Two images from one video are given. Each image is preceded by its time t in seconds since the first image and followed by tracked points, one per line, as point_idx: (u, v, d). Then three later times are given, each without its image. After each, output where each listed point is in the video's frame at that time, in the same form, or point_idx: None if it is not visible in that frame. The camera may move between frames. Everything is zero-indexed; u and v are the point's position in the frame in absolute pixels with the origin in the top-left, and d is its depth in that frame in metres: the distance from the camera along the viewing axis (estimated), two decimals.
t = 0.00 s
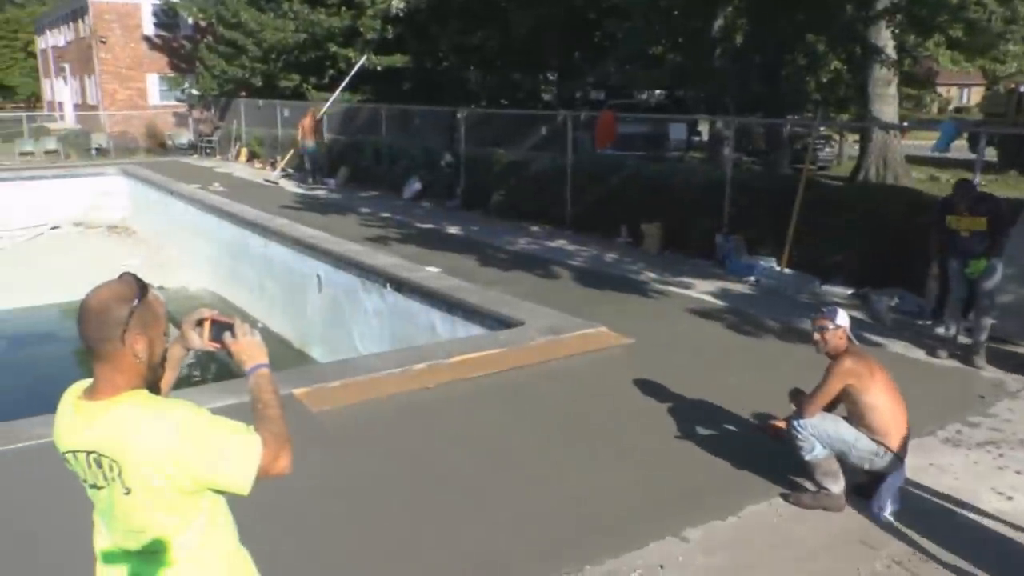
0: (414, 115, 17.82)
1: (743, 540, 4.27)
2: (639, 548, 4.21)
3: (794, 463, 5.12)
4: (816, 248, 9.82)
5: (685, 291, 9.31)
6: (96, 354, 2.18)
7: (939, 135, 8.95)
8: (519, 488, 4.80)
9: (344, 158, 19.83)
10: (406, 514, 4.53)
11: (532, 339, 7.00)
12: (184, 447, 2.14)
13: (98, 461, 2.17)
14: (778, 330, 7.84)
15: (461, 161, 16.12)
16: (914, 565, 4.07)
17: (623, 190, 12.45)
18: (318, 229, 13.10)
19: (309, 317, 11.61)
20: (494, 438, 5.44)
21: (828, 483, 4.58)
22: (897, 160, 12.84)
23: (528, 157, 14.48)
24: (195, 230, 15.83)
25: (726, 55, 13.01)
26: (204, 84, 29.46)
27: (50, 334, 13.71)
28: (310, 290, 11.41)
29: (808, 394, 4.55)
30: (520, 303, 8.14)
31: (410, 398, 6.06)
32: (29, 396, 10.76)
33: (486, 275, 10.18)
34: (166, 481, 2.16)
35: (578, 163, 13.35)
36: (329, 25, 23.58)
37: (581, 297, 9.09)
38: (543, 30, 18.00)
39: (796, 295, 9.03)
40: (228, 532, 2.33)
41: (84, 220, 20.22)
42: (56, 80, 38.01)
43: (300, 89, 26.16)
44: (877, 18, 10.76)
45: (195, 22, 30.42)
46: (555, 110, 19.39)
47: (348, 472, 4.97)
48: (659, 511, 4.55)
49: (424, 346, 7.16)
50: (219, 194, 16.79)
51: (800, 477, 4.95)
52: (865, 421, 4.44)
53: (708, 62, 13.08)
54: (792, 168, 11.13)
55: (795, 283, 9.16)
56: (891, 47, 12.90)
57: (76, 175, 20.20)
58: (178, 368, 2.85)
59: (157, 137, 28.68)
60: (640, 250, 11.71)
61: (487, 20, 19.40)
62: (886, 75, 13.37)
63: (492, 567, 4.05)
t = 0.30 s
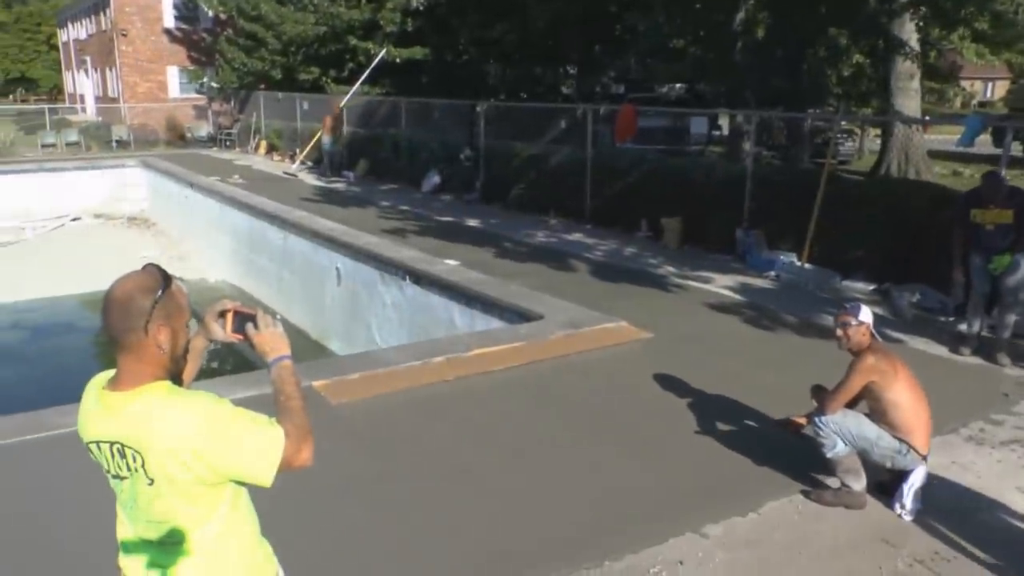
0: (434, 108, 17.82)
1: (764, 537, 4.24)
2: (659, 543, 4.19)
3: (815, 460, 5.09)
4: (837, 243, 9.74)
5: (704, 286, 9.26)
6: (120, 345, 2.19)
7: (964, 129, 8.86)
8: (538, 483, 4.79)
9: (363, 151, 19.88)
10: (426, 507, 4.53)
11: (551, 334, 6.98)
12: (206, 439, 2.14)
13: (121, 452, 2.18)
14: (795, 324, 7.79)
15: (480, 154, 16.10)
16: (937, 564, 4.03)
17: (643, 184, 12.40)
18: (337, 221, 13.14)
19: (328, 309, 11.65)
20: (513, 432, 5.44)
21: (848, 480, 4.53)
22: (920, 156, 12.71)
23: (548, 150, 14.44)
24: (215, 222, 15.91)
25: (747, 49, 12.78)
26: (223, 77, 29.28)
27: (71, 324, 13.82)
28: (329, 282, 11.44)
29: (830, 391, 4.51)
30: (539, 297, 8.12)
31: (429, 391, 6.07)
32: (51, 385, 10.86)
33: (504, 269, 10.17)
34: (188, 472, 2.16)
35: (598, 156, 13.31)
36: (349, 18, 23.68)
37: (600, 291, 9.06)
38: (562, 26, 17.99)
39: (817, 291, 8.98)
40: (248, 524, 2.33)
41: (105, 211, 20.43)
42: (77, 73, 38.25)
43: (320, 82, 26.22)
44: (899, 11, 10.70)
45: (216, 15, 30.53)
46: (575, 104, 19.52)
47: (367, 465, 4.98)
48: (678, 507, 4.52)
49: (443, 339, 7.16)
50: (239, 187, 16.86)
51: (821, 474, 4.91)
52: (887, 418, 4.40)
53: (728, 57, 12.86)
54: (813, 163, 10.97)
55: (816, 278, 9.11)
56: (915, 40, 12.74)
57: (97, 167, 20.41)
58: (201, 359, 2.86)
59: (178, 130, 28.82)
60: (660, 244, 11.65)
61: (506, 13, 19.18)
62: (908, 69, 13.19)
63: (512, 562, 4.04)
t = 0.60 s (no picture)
0: (438, 102, 17.80)
1: (765, 535, 4.24)
2: (659, 540, 4.18)
3: (817, 457, 5.08)
4: (841, 240, 9.72)
5: (707, 282, 9.23)
6: (120, 336, 2.18)
7: (970, 127, 8.82)
8: (540, 478, 4.79)
9: (367, 144, 19.89)
10: (427, 501, 4.52)
11: (553, 329, 6.99)
12: (205, 432, 2.13)
13: (121, 444, 2.18)
14: (799, 321, 7.77)
15: (485, 149, 16.09)
16: (938, 564, 4.02)
17: (646, 180, 12.37)
18: (340, 215, 13.13)
19: (331, 303, 11.64)
20: (515, 427, 5.43)
21: (850, 479, 4.52)
22: (924, 154, 12.70)
23: (552, 145, 14.42)
24: (218, 214, 15.91)
25: (753, 46, 12.76)
26: (229, 69, 29.08)
27: (73, 315, 13.83)
28: (332, 275, 11.44)
29: (832, 388, 4.50)
30: (541, 292, 8.11)
31: (431, 385, 6.06)
32: (54, 376, 10.88)
33: (507, 263, 10.16)
34: (187, 464, 2.15)
35: (602, 151, 13.29)
36: (354, 11, 23.73)
37: (603, 286, 9.05)
38: (567, 21, 18.00)
39: (819, 288, 8.94)
40: (248, 518, 2.33)
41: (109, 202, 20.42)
42: (81, 64, 38.19)
43: (324, 75, 26.22)
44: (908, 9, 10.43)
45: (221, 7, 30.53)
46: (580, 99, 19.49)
47: (368, 459, 4.97)
48: (680, 505, 4.51)
49: (445, 334, 7.15)
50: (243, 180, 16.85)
51: (823, 472, 4.90)
52: (890, 416, 4.38)
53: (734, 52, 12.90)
54: (818, 160, 10.89)
55: (820, 276, 9.09)
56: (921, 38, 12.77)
57: (100, 158, 20.40)
58: (202, 352, 2.86)
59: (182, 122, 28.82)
60: (663, 240, 11.63)
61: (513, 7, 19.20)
62: (915, 66, 13.30)
63: (513, 556, 4.04)
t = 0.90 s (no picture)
0: (437, 97, 17.78)
1: (761, 532, 4.24)
2: (655, 536, 4.19)
3: (813, 455, 5.08)
4: (839, 237, 9.73)
5: (704, 279, 9.22)
6: (115, 330, 2.17)
7: (969, 126, 8.81)
8: (536, 474, 4.79)
9: (365, 139, 19.85)
10: (423, 496, 4.53)
11: (550, 326, 6.98)
12: (199, 427, 2.12)
13: (115, 439, 2.17)
14: (796, 318, 7.78)
15: (483, 144, 16.07)
16: (933, 562, 4.02)
17: (644, 176, 12.36)
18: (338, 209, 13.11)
19: (328, 298, 11.63)
20: (511, 423, 5.43)
21: (846, 476, 4.52)
22: (923, 152, 12.70)
23: (550, 141, 14.40)
24: (216, 208, 15.89)
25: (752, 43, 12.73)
26: (227, 63, 29.09)
27: (70, 308, 13.80)
28: (329, 269, 11.42)
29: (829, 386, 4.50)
30: (539, 288, 8.10)
31: (428, 380, 6.06)
32: (51, 369, 10.86)
33: (505, 259, 10.15)
34: (180, 459, 2.15)
35: (601, 147, 13.28)
36: (353, 6, 23.75)
37: (601, 282, 9.05)
38: (567, 17, 18.01)
39: (816, 285, 8.94)
40: (241, 514, 2.32)
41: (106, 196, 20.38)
42: (79, 57, 38.08)
43: (323, 70, 26.17)
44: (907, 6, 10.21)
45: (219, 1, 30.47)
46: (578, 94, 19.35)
47: (364, 453, 4.97)
48: (675, 502, 4.51)
49: (442, 329, 7.14)
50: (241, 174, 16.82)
51: (819, 469, 4.91)
52: (887, 415, 4.39)
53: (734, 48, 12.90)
54: (816, 157, 10.88)
55: (815, 272, 9.07)
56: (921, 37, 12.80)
57: (98, 151, 20.37)
58: (198, 347, 2.84)
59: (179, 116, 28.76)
60: (661, 236, 11.63)
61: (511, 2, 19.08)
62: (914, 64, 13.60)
63: (508, 552, 4.04)
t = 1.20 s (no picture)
0: (428, 94, 17.73)
1: (751, 528, 4.25)
2: (646, 533, 4.19)
3: (804, 451, 5.08)
4: (830, 234, 9.76)
5: (696, 276, 9.23)
6: (101, 328, 2.16)
7: (958, 123, 8.79)
8: (527, 471, 4.78)
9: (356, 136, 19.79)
10: (414, 493, 4.52)
11: (540, 322, 6.98)
12: (186, 425, 2.11)
13: (103, 437, 2.16)
14: (784, 315, 7.79)
15: (474, 141, 16.03)
16: (922, 557, 4.03)
17: (635, 173, 12.37)
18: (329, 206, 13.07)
19: (319, 295, 11.61)
20: (502, 420, 5.43)
21: (836, 473, 4.53)
22: (914, 149, 12.71)
23: (542, 139, 14.39)
24: (206, 205, 15.83)
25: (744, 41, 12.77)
26: (218, 60, 29.16)
27: (59, 306, 13.74)
28: (320, 267, 11.40)
29: (820, 382, 4.51)
30: (530, 285, 8.10)
31: (419, 377, 6.05)
32: (41, 367, 10.82)
33: (497, 256, 10.14)
34: (168, 458, 2.13)
35: (592, 144, 13.28)
36: (344, 3, 23.64)
37: (592, 279, 9.04)
38: (558, 12, 18.12)
39: (806, 281, 8.94)
40: (229, 512, 2.31)
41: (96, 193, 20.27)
42: (69, 53, 37.84)
43: (314, 66, 26.07)
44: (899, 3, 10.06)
45: None
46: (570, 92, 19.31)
47: (355, 451, 4.96)
48: (665, 498, 4.51)
49: (432, 327, 7.12)
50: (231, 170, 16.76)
51: (810, 466, 4.92)
52: (876, 412, 4.40)
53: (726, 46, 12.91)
54: (807, 154, 10.90)
55: (803, 268, 9.09)
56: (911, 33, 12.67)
57: (87, 148, 20.26)
58: (185, 346, 2.82)
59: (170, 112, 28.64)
60: (652, 233, 11.63)
61: None
62: (903, 63, 13.63)
63: (498, 549, 4.04)
